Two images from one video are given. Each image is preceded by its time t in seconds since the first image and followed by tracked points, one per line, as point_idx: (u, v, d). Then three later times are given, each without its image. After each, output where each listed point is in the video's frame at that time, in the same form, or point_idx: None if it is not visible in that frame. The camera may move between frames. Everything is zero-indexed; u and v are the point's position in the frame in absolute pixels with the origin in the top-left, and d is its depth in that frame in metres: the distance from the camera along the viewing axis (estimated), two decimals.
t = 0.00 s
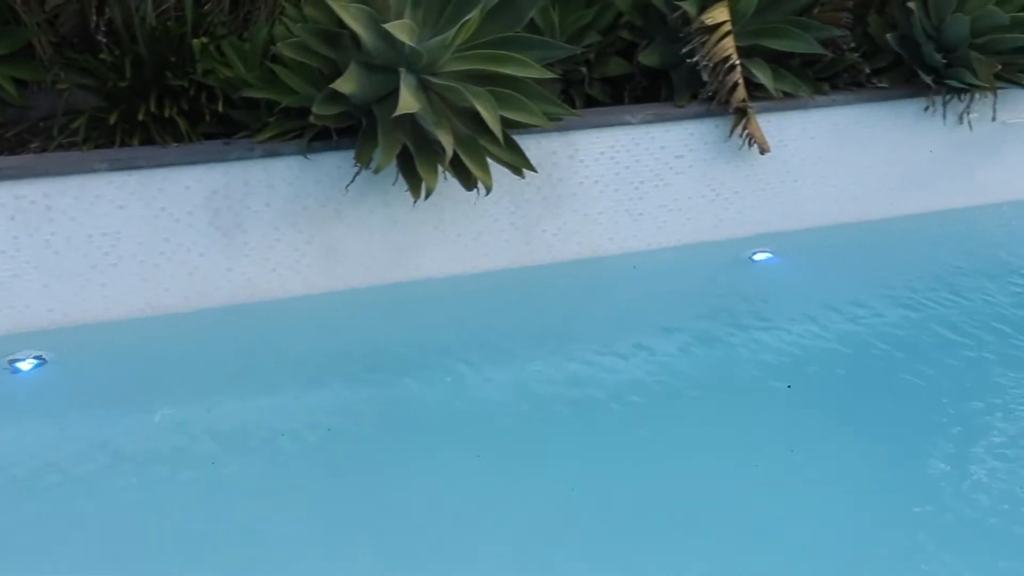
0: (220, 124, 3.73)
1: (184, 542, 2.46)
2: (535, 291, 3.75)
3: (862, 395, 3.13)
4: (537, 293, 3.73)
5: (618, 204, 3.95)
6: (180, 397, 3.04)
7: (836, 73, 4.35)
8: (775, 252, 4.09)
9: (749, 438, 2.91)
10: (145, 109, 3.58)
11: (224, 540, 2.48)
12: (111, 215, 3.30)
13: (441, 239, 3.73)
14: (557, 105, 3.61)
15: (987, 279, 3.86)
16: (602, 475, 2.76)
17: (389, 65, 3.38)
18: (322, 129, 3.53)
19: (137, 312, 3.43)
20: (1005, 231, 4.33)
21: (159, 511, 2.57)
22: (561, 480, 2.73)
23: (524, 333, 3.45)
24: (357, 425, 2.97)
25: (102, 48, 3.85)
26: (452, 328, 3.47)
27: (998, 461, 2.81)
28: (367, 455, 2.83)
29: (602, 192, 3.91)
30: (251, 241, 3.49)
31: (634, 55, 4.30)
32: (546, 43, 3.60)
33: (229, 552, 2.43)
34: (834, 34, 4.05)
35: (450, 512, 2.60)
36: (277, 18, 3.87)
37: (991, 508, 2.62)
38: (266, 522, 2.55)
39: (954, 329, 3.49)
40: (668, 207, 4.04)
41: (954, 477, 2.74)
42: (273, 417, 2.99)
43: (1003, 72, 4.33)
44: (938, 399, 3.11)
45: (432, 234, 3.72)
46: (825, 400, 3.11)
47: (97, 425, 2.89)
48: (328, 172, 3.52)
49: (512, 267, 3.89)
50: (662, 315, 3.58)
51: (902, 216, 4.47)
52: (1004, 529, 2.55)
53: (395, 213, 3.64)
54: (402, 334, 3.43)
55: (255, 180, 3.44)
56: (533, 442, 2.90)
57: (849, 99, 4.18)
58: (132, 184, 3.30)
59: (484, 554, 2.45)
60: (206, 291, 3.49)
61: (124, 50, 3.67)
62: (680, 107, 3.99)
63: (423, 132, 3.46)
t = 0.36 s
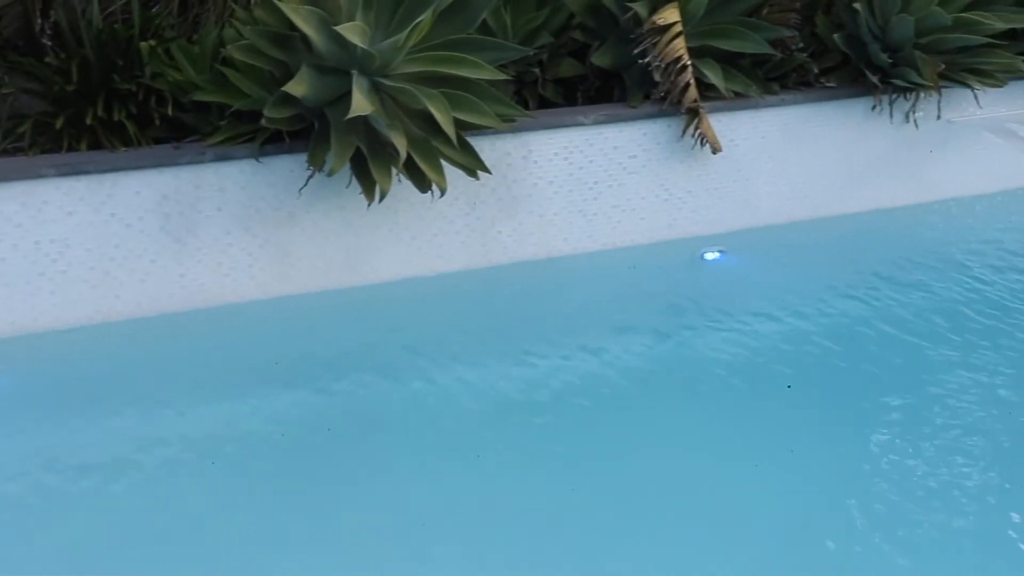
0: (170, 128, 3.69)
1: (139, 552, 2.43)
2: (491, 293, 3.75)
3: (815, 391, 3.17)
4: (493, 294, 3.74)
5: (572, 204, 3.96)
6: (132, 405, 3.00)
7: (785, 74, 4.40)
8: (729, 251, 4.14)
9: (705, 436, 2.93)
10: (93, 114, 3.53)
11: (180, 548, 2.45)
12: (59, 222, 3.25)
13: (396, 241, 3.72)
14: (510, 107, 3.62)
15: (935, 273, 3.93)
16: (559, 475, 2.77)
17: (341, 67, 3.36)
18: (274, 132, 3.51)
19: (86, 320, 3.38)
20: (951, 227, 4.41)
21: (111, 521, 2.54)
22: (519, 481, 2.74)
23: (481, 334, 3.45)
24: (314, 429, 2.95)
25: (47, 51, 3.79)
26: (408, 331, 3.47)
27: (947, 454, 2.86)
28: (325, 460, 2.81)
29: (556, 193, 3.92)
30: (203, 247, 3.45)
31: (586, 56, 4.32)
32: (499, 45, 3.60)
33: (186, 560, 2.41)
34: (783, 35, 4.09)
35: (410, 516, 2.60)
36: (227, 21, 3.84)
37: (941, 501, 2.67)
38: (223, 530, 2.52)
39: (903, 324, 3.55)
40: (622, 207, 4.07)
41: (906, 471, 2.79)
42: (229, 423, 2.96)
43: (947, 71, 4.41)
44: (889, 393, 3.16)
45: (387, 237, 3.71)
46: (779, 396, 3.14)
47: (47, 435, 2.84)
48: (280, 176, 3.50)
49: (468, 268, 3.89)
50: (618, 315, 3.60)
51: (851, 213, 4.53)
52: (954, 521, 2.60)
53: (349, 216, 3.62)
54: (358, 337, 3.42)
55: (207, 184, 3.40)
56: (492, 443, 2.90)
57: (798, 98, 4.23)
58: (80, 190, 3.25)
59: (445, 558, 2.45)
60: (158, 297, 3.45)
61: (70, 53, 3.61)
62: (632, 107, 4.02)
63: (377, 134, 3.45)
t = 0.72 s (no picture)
0: (118, 132, 3.63)
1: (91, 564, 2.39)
2: (446, 294, 3.74)
3: (769, 387, 3.21)
4: (448, 296, 3.73)
5: (526, 205, 3.97)
6: (81, 414, 2.95)
7: (735, 74, 4.45)
8: (681, 249, 4.17)
9: (665, 432, 2.95)
10: (37, 118, 3.47)
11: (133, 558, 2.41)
12: (4, 228, 3.19)
13: (350, 244, 3.71)
14: (462, 108, 3.62)
15: (884, 269, 3.99)
16: (519, 475, 2.77)
17: (291, 69, 3.33)
18: (224, 136, 3.47)
19: (33, 328, 3.32)
20: (899, 223, 4.49)
21: (62, 533, 2.49)
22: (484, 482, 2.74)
23: (439, 335, 3.45)
24: (273, 434, 2.93)
25: None
26: (366, 333, 3.45)
27: (900, 446, 2.90)
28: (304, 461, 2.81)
29: (509, 194, 3.93)
30: (153, 252, 3.41)
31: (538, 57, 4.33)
32: (451, 46, 3.60)
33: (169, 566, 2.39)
34: (732, 35, 4.13)
35: (385, 518, 2.59)
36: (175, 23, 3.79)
37: (896, 494, 2.71)
38: (208, 533, 2.51)
39: (853, 319, 3.60)
40: (576, 207, 4.08)
41: (861, 464, 2.83)
42: (201, 426, 2.94)
43: (893, 70, 4.48)
44: (841, 386, 3.20)
45: (341, 240, 3.69)
46: (735, 391, 3.17)
47: None
48: (231, 180, 3.46)
49: (422, 270, 3.88)
50: (574, 315, 3.61)
51: (802, 210, 4.60)
52: (909, 513, 2.64)
53: (302, 219, 3.59)
54: (315, 341, 3.40)
55: (156, 188, 3.36)
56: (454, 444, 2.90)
57: (748, 98, 4.28)
58: (25, 196, 3.19)
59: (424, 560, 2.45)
60: (107, 303, 3.40)
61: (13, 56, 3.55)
62: (584, 108, 4.03)
63: (329, 137, 3.43)
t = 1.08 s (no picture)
0: (65, 137, 3.58)
1: None
2: (402, 296, 3.73)
3: (726, 383, 3.24)
4: (404, 298, 3.72)
5: (481, 206, 3.97)
6: (31, 425, 2.90)
7: (686, 74, 4.49)
8: (636, 249, 4.20)
9: (627, 430, 2.97)
10: None
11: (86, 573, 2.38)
12: None
13: (304, 247, 3.68)
14: (415, 110, 3.60)
15: (836, 266, 4.05)
16: (478, 478, 2.77)
17: (241, 72, 3.30)
18: (174, 139, 3.43)
19: None
20: (849, 220, 4.55)
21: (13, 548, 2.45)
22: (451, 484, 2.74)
23: (400, 338, 3.44)
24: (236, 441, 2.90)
25: None
26: (326, 336, 3.43)
27: (856, 439, 2.95)
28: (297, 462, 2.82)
29: (464, 195, 3.92)
30: (102, 258, 3.36)
31: (490, 58, 4.34)
32: (402, 48, 3.58)
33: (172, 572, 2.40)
34: (682, 35, 4.17)
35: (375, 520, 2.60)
36: (122, 25, 3.74)
37: (854, 487, 2.75)
38: (211, 536, 2.53)
39: (807, 315, 3.64)
40: (531, 208, 4.09)
41: (818, 458, 2.86)
42: (184, 431, 2.93)
43: (841, 70, 4.55)
44: (796, 382, 3.24)
45: (295, 243, 3.66)
46: (692, 388, 3.20)
47: None
48: (182, 184, 3.42)
49: (378, 272, 3.87)
50: (534, 315, 3.62)
51: (755, 209, 4.65)
52: (867, 505, 2.68)
53: (255, 223, 3.56)
54: (274, 345, 3.37)
55: (105, 194, 3.31)
56: (419, 446, 2.90)
57: (700, 98, 4.32)
58: None
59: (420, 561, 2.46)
60: (57, 311, 3.34)
61: None
62: (537, 108, 4.05)
63: (281, 140, 3.40)
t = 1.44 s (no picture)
0: (13, 141, 3.53)
1: None
2: (359, 299, 3.72)
3: (687, 379, 3.25)
4: (361, 301, 3.70)
5: (437, 207, 3.96)
6: None
7: (640, 74, 4.52)
8: (593, 249, 4.21)
9: (590, 427, 2.98)
10: None
11: None
12: None
13: (259, 251, 3.65)
14: (370, 112, 3.59)
15: (790, 264, 4.10)
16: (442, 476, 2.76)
17: (193, 74, 3.27)
18: (125, 144, 3.38)
19: None
20: (802, 218, 4.61)
21: None
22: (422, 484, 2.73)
23: (359, 341, 3.42)
24: (199, 448, 2.86)
25: None
26: (286, 341, 3.40)
27: (816, 429, 2.97)
28: (296, 462, 2.81)
29: (421, 197, 3.91)
30: (53, 264, 3.30)
31: (445, 59, 4.34)
32: (356, 49, 3.57)
33: (182, 569, 2.39)
34: (636, 36, 4.19)
35: (373, 519, 2.59)
36: (70, 28, 3.69)
37: (816, 476, 2.77)
38: (213, 536, 2.51)
39: (763, 312, 3.68)
40: (487, 209, 4.09)
41: (779, 450, 2.89)
42: (168, 434, 2.91)
43: (793, 69, 4.61)
44: (753, 375, 3.27)
45: (250, 248, 3.63)
46: (651, 384, 3.22)
47: None
48: (134, 189, 3.37)
49: (336, 275, 3.84)
50: (493, 316, 3.62)
51: (710, 208, 4.68)
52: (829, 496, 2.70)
53: (209, 228, 3.52)
54: (233, 350, 3.34)
55: (54, 199, 3.25)
56: (385, 449, 2.88)
57: (654, 98, 4.35)
58: None
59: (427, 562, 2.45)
60: (7, 319, 3.28)
61: None
62: (492, 109, 4.05)
63: (234, 143, 3.37)
